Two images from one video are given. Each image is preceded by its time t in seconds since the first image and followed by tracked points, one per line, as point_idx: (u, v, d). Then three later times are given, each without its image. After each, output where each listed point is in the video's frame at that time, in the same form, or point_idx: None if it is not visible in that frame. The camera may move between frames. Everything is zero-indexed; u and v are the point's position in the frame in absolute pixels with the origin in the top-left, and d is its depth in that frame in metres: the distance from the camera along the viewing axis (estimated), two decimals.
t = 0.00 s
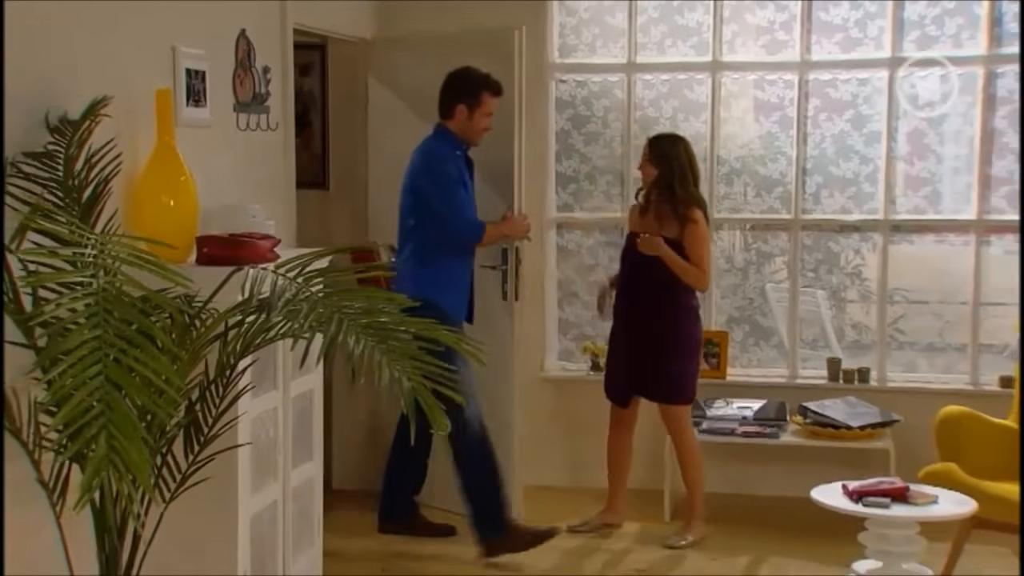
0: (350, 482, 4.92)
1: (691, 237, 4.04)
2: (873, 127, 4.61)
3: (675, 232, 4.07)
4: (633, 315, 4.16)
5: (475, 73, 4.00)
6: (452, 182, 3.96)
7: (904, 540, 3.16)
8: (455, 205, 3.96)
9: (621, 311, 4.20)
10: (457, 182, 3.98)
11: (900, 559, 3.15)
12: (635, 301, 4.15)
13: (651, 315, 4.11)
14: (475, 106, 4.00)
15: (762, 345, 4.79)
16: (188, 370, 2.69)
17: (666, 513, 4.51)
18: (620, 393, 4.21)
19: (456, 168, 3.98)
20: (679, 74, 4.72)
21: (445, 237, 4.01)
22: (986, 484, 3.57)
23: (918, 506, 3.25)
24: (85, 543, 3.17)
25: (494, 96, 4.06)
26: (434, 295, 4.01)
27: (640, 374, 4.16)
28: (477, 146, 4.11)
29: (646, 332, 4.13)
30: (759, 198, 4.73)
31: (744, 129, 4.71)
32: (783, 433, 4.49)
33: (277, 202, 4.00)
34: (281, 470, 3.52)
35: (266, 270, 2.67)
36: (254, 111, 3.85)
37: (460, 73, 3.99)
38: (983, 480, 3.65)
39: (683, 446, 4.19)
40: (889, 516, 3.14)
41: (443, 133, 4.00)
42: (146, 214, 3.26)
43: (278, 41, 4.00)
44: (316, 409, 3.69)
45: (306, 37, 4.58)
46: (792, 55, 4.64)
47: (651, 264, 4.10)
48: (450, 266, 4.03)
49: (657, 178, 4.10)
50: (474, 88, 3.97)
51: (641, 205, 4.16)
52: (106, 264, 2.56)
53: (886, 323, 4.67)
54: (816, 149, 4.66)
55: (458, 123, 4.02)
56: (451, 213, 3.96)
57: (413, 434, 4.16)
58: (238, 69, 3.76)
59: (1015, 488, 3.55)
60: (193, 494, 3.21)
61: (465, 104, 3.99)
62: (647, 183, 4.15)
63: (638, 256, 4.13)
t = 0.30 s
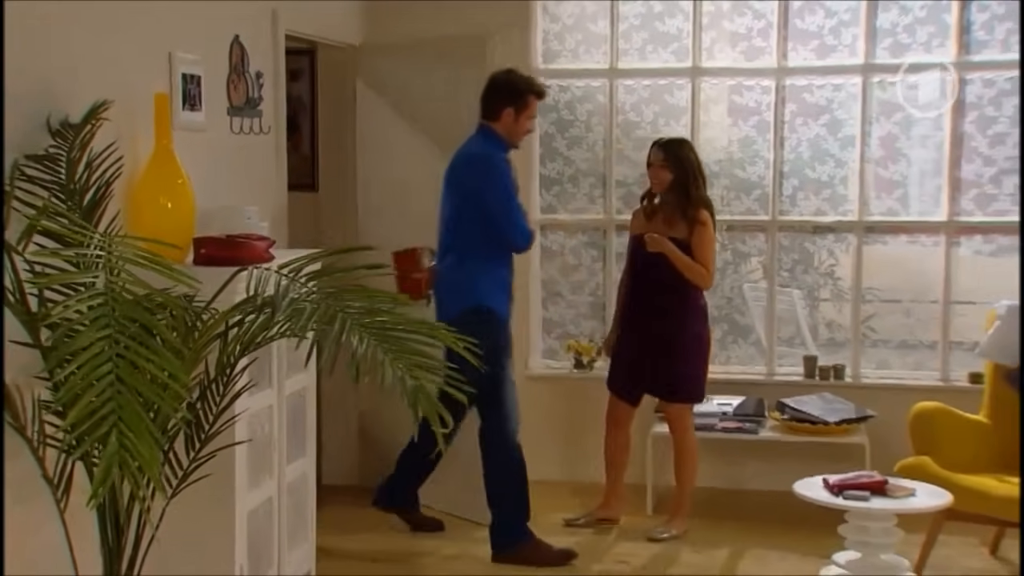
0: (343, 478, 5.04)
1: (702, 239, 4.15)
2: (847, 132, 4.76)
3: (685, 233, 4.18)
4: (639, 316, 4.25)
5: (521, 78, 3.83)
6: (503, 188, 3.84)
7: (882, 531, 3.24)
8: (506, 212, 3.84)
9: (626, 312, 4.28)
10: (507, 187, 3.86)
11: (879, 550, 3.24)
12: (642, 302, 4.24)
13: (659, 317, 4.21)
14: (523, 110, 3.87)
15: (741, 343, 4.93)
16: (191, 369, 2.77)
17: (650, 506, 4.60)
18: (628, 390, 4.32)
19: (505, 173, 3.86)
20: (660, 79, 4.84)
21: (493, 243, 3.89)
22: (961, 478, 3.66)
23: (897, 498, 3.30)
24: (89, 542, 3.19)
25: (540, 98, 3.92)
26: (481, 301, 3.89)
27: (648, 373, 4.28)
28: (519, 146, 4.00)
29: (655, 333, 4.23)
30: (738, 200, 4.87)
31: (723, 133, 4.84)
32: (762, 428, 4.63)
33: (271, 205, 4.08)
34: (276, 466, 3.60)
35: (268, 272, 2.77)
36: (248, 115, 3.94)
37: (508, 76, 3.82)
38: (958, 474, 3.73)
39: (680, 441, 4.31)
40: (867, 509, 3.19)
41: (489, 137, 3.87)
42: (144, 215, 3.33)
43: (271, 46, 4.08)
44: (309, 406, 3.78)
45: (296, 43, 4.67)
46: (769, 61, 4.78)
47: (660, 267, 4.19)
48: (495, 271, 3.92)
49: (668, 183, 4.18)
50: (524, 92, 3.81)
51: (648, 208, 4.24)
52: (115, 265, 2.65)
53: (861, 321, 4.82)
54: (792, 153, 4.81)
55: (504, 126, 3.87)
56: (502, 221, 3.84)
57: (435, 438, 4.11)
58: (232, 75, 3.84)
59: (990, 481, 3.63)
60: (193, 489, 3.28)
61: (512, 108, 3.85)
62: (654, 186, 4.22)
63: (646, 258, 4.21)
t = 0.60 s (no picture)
0: (329, 474, 5.15)
1: (692, 238, 4.25)
2: (823, 135, 4.88)
3: (675, 233, 4.29)
4: (632, 316, 4.36)
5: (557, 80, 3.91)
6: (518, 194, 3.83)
7: (862, 525, 3.36)
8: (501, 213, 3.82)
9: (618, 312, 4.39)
10: (524, 192, 3.85)
11: (859, 544, 3.36)
12: (633, 301, 4.35)
13: (652, 317, 4.33)
14: (555, 111, 3.95)
15: (720, 342, 5.04)
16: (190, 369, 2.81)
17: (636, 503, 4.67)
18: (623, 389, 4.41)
19: (524, 179, 3.85)
20: (641, 83, 4.94)
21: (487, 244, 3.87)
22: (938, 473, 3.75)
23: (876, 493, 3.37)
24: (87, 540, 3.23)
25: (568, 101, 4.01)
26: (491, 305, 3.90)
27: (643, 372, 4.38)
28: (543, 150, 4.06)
29: (648, 333, 4.35)
30: (717, 202, 4.98)
31: (703, 137, 4.95)
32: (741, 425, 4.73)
33: (260, 208, 4.14)
34: (268, 465, 3.65)
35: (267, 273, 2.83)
36: (238, 118, 3.99)
37: (540, 78, 3.89)
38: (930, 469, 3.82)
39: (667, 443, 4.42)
40: (848, 504, 3.27)
41: (520, 138, 3.92)
42: (137, 216, 3.37)
43: (260, 49, 4.13)
44: (300, 406, 3.84)
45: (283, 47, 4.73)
46: (747, 67, 4.89)
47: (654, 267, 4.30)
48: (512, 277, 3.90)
49: (661, 185, 4.27)
50: (558, 94, 3.89)
51: (639, 210, 4.35)
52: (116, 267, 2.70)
53: (837, 320, 4.94)
54: (770, 156, 4.92)
55: (538, 127, 3.95)
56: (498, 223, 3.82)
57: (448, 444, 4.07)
58: (223, 79, 3.90)
59: (963, 475, 3.74)
60: (188, 487, 3.33)
61: (547, 110, 3.92)
62: (648, 188, 4.31)
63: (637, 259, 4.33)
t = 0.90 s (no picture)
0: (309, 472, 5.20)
1: (668, 235, 4.37)
2: (794, 137, 5.00)
3: (651, 231, 4.39)
4: (609, 313, 4.44)
5: (561, 86, 4.02)
6: (497, 192, 3.93)
7: (835, 518, 3.36)
8: (467, 207, 3.93)
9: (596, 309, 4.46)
10: (508, 193, 3.93)
11: (833, 536, 3.33)
12: (610, 298, 4.44)
13: (629, 313, 4.42)
14: (560, 116, 4.06)
15: (693, 339, 5.14)
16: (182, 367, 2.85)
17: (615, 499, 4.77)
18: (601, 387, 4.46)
19: (510, 181, 3.93)
20: (616, 86, 5.04)
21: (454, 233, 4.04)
22: (908, 467, 3.83)
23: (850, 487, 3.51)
24: (79, 539, 3.25)
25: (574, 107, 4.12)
26: (471, 298, 4.03)
27: (623, 368, 4.46)
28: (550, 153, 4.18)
29: (625, 329, 4.44)
30: (691, 203, 5.08)
31: (676, 139, 5.05)
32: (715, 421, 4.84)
33: (243, 209, 4.18)
34: (253, 462, 3.69)
35: (257, 272, 2.85)
36: (221, 120, 4.02)
37: (548, 82, 4.01)
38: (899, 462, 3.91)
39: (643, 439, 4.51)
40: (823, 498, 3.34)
41: (525, 143, 4.04)
42: (123, 217, 3.40)
43: (241, 52, 4.16)
44: (284, 403, 3.87)
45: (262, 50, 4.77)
46: (720, 70, 5.00)
47: (630, 262, 4.40)
48: (492, 273, 4.00)
49: (639, 185, 4.36)
50: (565, 99, 4.01)
51: (616, 208, 4.43)
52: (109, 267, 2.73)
53: (807, 318, 5.06)
54: (743, 157, 5.03)
55: (543, 132, 4.06)
56: (466, 217, 3.94)
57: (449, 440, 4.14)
58: (206, 81, 3.93)
59: (932, 469, 3.84)
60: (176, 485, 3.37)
61: (552, 114, 4.03)
62: (629, 188, 4.38)
63: (613, 257, 4.42)
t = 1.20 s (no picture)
0: (294, 468, 5.25)
1: (648, 230, 4.46)
2: (770, 138, 5.10)
3: (633, 228, 4.49)
4: (591, 311, 4.51)
5: (547, 88, 4.09)
6: (482, 185, 4.06)
7: (815, 512, 3.47)
8: (452, 199, 4.07)
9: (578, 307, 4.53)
10: (492, 188, 4.06)
11: (812, 529, 3.47)
12: (592, 296, 4.51)
13: (611, 311, 4.49)
14: (545, 118, 4.13)
15: (672, 337, 5.24)
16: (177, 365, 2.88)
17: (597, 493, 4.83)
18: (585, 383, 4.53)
19: (495, 177, 4.05)
20: (596, 87, 5.12)
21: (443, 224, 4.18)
22: (884, 460, 3.90)
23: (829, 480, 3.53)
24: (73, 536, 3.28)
25: (565, 111, 4.16)
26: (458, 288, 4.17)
27: (606, 364, 4.53)
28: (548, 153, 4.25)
29: (607, 326, 4.51)
30: (670, 202, 5.18)
31: (656, 139, 5.14)
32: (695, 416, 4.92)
33: (230, 209, 4.22)
34: (242, 459, 3.73)
35: (250, 270, 2.89)
36: (208, 120, 4.06)
37: (535, 83, 4.10)
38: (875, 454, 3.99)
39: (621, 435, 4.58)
40: (802, 491, 3.42)
41: (513, 142, 4.13)
42: (113, 216, 3.42)
43: (228, 52, 4.20)
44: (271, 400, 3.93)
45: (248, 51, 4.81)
46: (698, 72, 5.09)
47: (613, 260, 4.48)
48: (478, 266, 4.14)
49: (626, 185, 4.45)
50: (550, 99, 4.08)
51: (600, 207, 4.51)
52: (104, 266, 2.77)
53: (784, 315, 5.17)
54: (720, 157, 5.12)
55: (530, 133, 4.14)
56: (453, 209, 4.09)
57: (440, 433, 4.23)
58: (194, 82, 3.97)
59: (908, 462, 3.91)
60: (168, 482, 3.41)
61: (536, 114, 4.10)
62: (616, 188, 4.47)
63: (595, 255, 4.49)
